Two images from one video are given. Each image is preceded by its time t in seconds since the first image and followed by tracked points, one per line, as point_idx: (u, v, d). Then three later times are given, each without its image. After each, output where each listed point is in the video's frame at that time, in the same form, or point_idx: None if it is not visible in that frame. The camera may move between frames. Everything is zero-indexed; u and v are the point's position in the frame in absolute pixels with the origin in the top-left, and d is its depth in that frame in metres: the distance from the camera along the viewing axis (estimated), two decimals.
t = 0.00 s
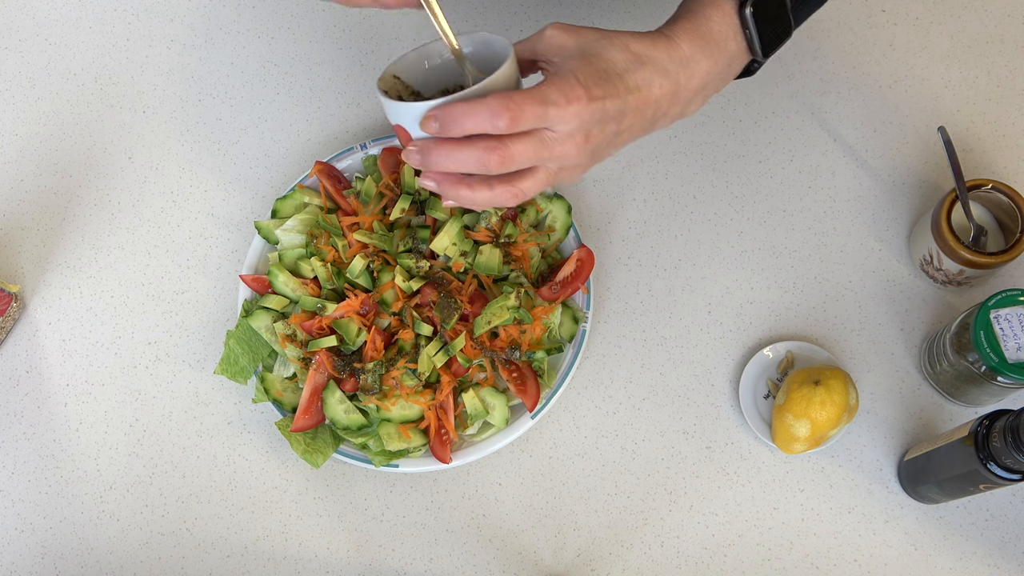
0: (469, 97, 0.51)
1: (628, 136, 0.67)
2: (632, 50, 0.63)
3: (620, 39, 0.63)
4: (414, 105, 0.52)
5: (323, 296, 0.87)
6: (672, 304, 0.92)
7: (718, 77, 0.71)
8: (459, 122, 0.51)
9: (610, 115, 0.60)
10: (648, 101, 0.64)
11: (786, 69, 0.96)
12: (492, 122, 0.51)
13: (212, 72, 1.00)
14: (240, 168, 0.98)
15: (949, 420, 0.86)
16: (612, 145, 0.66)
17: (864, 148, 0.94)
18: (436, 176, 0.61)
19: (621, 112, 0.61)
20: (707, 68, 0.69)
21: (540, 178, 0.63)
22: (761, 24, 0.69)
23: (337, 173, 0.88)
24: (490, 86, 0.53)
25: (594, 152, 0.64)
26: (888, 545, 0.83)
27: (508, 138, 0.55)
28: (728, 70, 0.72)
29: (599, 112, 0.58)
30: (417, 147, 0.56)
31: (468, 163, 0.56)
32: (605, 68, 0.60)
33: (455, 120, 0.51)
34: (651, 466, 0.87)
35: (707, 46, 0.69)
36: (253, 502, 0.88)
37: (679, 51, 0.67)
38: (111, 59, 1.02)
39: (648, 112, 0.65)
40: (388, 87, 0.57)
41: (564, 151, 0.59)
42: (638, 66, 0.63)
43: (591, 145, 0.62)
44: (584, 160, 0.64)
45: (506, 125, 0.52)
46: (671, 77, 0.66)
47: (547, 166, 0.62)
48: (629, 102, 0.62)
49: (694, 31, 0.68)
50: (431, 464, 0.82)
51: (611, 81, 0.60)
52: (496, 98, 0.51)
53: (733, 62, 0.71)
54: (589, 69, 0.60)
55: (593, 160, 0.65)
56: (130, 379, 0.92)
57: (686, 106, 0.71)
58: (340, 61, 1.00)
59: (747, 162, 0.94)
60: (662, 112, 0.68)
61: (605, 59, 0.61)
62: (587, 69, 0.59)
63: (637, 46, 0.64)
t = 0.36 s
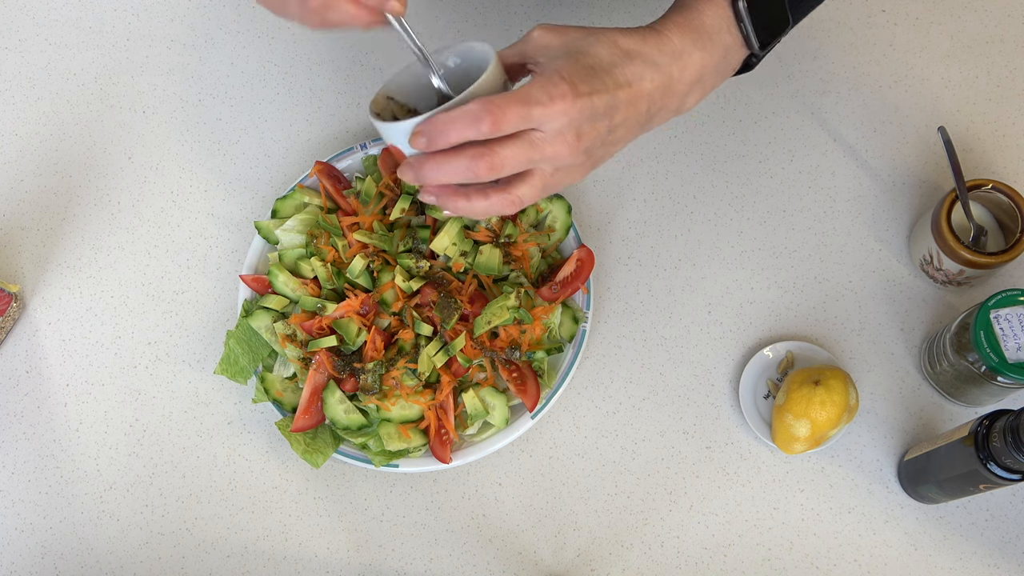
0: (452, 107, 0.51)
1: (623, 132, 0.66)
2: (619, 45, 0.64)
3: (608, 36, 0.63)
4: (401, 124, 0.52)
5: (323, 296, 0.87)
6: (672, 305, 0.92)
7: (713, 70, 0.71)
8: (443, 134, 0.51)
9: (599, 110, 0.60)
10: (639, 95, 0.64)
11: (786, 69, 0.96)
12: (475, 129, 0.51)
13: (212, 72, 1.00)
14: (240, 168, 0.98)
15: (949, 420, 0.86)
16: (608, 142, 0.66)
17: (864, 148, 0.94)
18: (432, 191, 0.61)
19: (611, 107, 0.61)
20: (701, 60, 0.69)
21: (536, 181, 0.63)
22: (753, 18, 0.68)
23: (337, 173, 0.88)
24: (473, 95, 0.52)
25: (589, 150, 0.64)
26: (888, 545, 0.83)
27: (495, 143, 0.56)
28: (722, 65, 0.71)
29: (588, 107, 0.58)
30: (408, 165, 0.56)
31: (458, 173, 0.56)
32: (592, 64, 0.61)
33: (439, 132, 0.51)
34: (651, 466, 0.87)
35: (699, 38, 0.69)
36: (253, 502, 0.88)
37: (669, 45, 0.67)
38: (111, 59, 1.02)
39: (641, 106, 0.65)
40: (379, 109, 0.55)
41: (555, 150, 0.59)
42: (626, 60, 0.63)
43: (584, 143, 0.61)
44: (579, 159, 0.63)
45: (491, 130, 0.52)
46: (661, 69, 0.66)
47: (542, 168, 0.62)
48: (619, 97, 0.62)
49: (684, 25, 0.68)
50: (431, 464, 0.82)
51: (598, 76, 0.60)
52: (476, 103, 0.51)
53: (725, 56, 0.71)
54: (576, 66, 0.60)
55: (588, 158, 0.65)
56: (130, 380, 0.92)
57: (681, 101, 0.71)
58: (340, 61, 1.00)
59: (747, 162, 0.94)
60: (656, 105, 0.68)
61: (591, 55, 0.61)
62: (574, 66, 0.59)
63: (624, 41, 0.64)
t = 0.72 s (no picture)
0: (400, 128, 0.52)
1: (603, 130, 0.63)
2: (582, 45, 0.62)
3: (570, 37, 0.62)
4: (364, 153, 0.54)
5: (323, 296, 0.87)
6: (672, 305, 0.92)
7: (696, 63, 0.67)
8: (394, 155, 0.52)
9: (562, 108, 0.58)
10: (610, 90, 0.62)
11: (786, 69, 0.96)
12: (422, 144, 0.51)
13: (212, 72, 1.00)
14: (240, 168, 0.98)
15: (949, 420, 0.86)
16: (588, 143, 0.63)
17: (864, 148, 0.94)
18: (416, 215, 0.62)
19: (576, 104, 0.59)
20: (678, 51, 0.66)
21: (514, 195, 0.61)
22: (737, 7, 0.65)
23: (337, 173, 0.87)
24: (423, 113, 0.53)
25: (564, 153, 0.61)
26: (888, 545, 0.83)
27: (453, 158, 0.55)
28: (706, 58, 0.68)
29: (546, 105, 0.56)
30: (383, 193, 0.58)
31: (425, 196, 0.56)
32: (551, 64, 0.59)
33: (393, 155, 0.53)
34: (651, 466, 0.87)
35: (674, 30, 0.66)
36: (253, 502, 0.88)
37: (638, 39, 0.65)
38: (111, 59, 1.02)
39: (615, 100, 0.62)
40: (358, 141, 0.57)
41: (522, 155, 0.57)
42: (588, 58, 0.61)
43: (553, 144, 0.59)
44: (556, 162, 0.61)
45: (436, 141, 0.51)
46: (633, 62, 0.64)
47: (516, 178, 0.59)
48: (586, 94, 0.60)
49: (654, 20, 0.67)
50: (431, 464, 0.82)
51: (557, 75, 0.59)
52: (422, 120, 0.51)
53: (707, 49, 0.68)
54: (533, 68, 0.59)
55: (567, 161, 0.62)
56: (130, 380, 0.92)
57: (666, 94, 0.68)
58: (339, 61, 1.00)
59: (747, 162, 0.94)
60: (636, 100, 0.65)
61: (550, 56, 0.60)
62: (531, 68, 0.58)
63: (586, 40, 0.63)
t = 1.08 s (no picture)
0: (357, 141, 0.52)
1: (573, 145, 0.56)
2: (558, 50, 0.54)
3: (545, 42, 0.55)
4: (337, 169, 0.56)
5: (322, 296, 0.87)
6: (673, 305, 0.92)
7: (681, 73, 0.55)
8: (353, 167, 0.53)
9: (523, 121, 0.52)
10: (578, 104, 0.53)
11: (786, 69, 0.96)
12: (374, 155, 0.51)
13: (212, 71, 1.00)
14: (240, 168, 0.98)
15: (949, 420, 0.86)
16: (559, 158, 0.56)
17: (864, 149, 0.94)
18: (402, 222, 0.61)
19: (538, 117, 0.52)
20: (662, 59, 0.54)
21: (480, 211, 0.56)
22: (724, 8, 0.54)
23: (338, 173, 0.87)
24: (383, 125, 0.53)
25: (531, 167, 0.55)
26: (888, 545, 0.84)
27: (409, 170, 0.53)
28: (699, 67, 0.56)
29: (501, 117, 0.51)
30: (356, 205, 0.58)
31: (383, 210, 0.54)
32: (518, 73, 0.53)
33: (353, 167, 0.53)
34: (651, 466, 0.87)
35: (660, 36, 0.55)
36: (253, 502, 0.88)
37: (618, 46, 0.55)
38: (111, 59, 1.02)
39: (583, 116, 0.54)
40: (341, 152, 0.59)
41: (480, 168, 0.52)
42: (558, 67, 0.53)
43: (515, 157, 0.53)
44: (521, 177, 0.55)
45: (385, 151, 0.51)
46: (607, 75, 0.54)
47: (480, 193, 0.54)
48: (547, 107, 0.52)
49: (643, 21, 0.56)
50: (431, 464, 0.82)
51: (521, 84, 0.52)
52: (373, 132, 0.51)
53: (696, 56, 0.55)
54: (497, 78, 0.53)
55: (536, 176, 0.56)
56: (130, 380, 0.92)
57: (654, 109, 0.57)
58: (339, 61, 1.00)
59: (747, 162, 0.94)
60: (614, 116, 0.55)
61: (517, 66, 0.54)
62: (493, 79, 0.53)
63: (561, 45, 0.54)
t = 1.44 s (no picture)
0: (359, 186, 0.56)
1: (560, 168, 0.55)
2: (540, 72, 0.54)
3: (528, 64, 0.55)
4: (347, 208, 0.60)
5: (322, 296, 0.87)
6: (672, 305, 0.92)
7: (666, 88, 0.55)
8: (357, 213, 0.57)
9: (508, 149, 0.53)
10: (562, 127, 0.53)
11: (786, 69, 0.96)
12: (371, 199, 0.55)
13: (212, 72, 1.00)
14: (239, 168, 0.98)
15: (949, 420, 0.86)
16: (550, 181, 0.56)
17: (864, 148, 0.94)
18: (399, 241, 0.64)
19: (524, 145, 0.53)
20: (646, 76, 0.54)
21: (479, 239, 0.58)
22: (710, 25, 0.53)
23: (337, 173, 0.87)
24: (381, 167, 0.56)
25: (524, 194, 0.56)
26: (888, 545, 0.83)
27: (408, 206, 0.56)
28: (681, 83, 0.55)
29: (485, 148, 0.52)
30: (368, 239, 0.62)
31: (389, 244, 0.58)
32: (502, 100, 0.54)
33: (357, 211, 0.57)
34: (651, 466, 0.87)
35: (641, 53, 0.54)
36: (253, 502, 0.88)
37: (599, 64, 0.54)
38: (111, 59, 1.02)
39: (568, 139, 0.54)
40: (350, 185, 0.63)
41: (472, 200, 0.54)
42: (541, 90, 0.53)
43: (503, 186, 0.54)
44: (514, 206, 0.56)
45: (380, 196, 0.54)
46: (592, 94, 0.53)
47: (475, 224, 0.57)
48: (530, 133, 0.53)
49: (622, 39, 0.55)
50: (431, 464, 0.82)
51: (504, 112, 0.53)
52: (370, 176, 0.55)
53: (680, 71, 0.55)
54: (482, 106, 0.54)
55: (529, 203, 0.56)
56: (130, 380, 0.92)
57: (640, 126, 0.56)
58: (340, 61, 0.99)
59: (747, 162, 0.94)
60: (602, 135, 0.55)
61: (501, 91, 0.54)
62: (477, 107, 0.54)
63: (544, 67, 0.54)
